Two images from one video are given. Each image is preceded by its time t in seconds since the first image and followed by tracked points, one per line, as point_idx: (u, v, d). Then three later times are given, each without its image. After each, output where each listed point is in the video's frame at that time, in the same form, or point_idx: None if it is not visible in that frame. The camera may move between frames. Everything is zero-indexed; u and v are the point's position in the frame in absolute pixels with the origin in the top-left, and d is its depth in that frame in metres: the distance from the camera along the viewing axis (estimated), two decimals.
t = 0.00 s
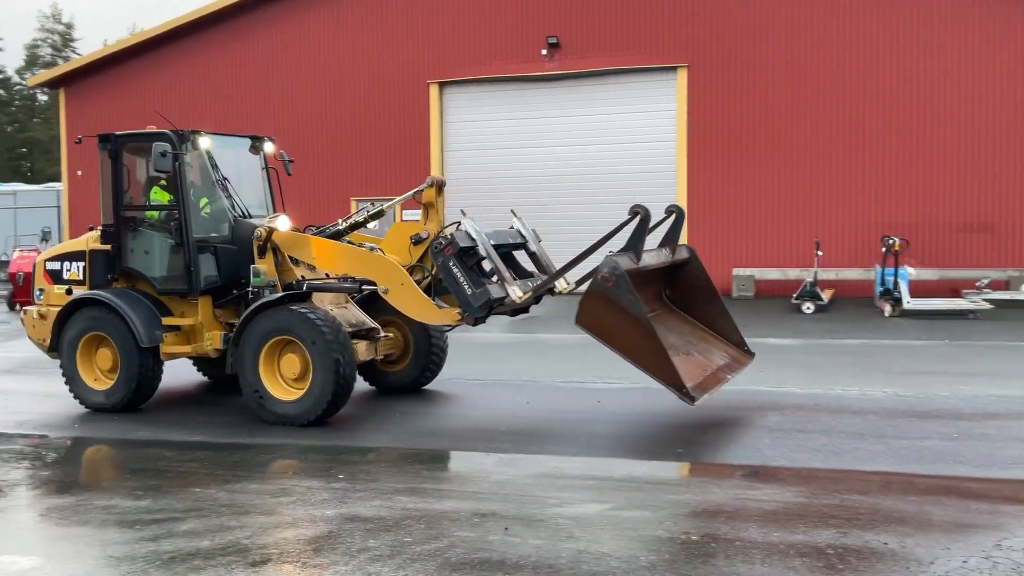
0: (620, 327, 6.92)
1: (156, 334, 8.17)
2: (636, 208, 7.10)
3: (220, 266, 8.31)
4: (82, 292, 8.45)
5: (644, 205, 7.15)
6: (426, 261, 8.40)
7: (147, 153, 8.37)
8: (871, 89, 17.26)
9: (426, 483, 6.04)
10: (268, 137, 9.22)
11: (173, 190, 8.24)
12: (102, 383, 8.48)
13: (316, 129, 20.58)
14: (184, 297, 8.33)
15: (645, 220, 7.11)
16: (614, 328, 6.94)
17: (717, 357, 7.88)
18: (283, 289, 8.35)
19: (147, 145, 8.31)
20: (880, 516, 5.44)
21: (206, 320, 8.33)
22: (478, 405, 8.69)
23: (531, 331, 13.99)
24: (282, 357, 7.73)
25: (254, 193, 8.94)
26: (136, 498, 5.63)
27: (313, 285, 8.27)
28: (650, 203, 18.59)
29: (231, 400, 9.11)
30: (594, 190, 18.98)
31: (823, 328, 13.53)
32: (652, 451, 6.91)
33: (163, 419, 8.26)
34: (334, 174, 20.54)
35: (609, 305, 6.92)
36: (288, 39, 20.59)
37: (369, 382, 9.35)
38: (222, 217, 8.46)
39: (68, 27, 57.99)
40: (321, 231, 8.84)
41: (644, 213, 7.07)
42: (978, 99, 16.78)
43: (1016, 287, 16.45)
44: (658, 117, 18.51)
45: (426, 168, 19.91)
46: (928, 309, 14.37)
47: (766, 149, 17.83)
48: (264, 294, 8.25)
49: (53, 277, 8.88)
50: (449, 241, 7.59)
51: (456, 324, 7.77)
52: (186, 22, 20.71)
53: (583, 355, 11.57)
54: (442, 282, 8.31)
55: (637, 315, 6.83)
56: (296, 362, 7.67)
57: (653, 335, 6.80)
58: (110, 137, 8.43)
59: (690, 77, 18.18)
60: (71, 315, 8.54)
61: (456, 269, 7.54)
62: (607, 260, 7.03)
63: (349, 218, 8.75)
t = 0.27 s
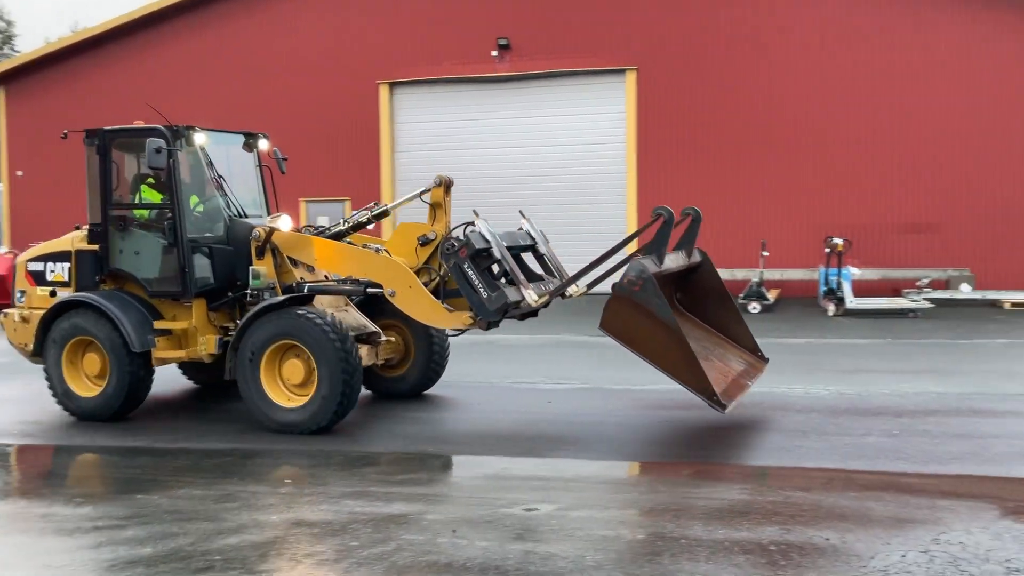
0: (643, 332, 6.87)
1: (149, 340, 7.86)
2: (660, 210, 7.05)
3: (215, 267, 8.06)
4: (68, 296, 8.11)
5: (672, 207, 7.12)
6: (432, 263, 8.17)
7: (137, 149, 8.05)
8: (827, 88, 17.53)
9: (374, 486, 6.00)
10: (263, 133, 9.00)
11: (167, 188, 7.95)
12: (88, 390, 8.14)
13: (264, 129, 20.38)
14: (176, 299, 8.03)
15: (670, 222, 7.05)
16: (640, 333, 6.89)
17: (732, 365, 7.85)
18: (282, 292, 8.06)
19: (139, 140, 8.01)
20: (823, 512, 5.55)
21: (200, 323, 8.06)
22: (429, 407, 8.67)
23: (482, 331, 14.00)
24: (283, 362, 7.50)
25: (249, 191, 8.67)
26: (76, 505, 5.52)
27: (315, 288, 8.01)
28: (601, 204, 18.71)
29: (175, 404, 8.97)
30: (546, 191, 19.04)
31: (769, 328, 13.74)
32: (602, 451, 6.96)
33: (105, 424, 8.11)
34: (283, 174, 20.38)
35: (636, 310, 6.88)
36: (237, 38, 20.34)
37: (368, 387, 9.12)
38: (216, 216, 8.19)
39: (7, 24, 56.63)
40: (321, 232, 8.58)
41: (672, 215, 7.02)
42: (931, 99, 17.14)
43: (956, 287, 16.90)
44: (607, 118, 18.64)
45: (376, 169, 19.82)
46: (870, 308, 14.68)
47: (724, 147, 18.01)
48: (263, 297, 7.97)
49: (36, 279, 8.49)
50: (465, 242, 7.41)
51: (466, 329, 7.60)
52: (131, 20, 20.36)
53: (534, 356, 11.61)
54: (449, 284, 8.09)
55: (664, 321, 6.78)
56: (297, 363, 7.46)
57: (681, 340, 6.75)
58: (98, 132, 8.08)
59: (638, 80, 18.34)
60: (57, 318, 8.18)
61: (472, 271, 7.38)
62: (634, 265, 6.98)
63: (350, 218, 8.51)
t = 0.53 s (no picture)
0: (670, 330, 6.81)
1: (138, 343, 7.53)
2: (681, 206, 7.09)
3: (207, 268, 7.78)
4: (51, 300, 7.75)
5: (692, 204, 7.14)
6: (437, 262, 8.03)
7: (123, 145, 7.71)
8: (778, 88, 17.80)
9: (317, 490, 5.95)
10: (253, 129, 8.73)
11: (157, 185, 7.64)
12: (70, 399, 7.74)
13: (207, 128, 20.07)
14: (167, 302, 7.75)
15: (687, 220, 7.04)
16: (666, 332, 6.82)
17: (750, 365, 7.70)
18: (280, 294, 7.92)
19: (126, 136, 7.69)
20: (762, 509, 5.64)
21: (191, 326, 7.77)
22: (378, 409, 8.62)
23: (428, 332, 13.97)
24: (286, 366, 7.29)
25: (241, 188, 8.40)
26: (9, 514, 5.37)
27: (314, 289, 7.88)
28: (549, 205, 18.77)
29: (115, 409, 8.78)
30: (494, 191, 19.04)
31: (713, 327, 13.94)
32: (550, 452, 6.99)
33: (40, 430, 7.91)
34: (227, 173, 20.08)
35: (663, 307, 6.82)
36: (179, 35, 20.00)
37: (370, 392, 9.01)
38: (209, 215, 7.90)
39: None
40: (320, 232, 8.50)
41: (691, 211, 7.05)
42: (879, 98, 17.53)
43: (894, 286, 17.31)
44: (554, 119, 18.72)
45: (322, 169, 19.64)
46: (811, 307, 14.97)
47: (679, 146, 18.17)
48: (262, 298, 7.79)
49: (15, 282, 8.16)
50: (476, 241, 7.24)
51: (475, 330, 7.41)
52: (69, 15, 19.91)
53: (481, 356, 11.62)
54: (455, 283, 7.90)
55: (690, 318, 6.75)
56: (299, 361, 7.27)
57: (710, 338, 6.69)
58: (82, 127, 7.73)
59: (583, 81, 18.44)
60: (40, 324, 7.82)
61: (484, 270, 7.21)
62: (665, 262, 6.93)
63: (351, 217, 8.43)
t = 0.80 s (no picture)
0: (699, 328, 6.89)
1: (130, 347, 7.27)
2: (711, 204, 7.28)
3: (201, 267, 7.58)
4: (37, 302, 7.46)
5: (715, 201, 7.29)
6: (445, 261, 7.99)
7: (114, 139, 7.50)
8: (724, 89, 18.06)
9: (259, 493, 5.88)
10: (244, 126, 8.53)
11: (151, 181, 7.41)
12: (58, 404, 7.46)
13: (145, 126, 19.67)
14: (160, 303, 7.53)
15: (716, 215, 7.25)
16: (695, 330, 6.91)
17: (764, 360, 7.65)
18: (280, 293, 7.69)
19: (118, 129, 7.47)
20: (702, 504, 5.72)
21: (186, 328, 7.53)
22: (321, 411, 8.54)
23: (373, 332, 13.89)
24: (291, 370, 7.06)
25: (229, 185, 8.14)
26: None
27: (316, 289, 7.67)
28: (495, 205, 18.78)
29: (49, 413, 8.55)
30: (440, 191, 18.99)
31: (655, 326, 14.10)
32: (495, 451, 7.00)
33: None
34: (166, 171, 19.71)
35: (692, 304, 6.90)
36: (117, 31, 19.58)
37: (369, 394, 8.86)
38: (203, 212, 7.70)
39: None
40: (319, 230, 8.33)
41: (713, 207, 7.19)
42: (830, 99, 17.93)
43: (831, 284, 17.74)
44: (500, 119, 18.73)
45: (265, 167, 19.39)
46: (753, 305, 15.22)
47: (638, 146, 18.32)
48: (262, 299, 7.59)
49: None
50: (491, 240, 7.22)
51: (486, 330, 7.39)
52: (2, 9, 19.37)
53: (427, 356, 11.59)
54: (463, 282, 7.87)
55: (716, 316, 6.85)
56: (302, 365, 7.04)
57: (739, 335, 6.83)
58: (69, 121, 7.48)
59: (528, 81, 18.49)
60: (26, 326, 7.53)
61: (498, 270, 7.19)
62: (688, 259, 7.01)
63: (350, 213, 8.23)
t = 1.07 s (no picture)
0: (723, 330, 6.88)
1: (125, 351, 6.92)
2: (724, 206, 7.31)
3: (199, 268, 7.22)
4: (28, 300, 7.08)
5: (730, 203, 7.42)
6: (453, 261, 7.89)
7: (107, 134, 7.08)
8: (664, 91, 18.37)
9: (201, 497, 5.79)
10: (237, 121, 8.20)
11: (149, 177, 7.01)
12: (48, 408, 7.15)
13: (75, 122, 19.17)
14: (156, 305, 7.15)
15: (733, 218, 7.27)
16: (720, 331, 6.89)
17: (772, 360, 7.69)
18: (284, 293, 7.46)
19: (113, 123, 7.04)
20: (645, 499, 5.82)
21: (184, 330, 7.18)
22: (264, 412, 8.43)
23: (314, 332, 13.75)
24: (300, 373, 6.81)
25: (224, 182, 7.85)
26: None
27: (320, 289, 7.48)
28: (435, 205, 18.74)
29: None
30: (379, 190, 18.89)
31: (597, 324, 14.27)
32: (440, 451, 7.00)
33: None
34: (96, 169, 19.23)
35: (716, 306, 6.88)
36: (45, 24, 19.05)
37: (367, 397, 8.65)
38: (201, 210, 7.34)
39: None
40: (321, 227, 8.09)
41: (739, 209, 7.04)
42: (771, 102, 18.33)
43: (767, 282, 18.13)
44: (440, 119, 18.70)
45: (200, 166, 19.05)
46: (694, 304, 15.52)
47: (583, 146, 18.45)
48: (265, 300, 7.34)
49: None
50: (509, 240, 7.12)
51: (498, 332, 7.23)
52: None
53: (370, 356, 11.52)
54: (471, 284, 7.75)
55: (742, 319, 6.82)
56: (315, 366, 6.82)
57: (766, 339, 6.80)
58: (58, 114, 7.04)
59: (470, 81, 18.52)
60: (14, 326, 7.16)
61: (517, 270, 7.09)
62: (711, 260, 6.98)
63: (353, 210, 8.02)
